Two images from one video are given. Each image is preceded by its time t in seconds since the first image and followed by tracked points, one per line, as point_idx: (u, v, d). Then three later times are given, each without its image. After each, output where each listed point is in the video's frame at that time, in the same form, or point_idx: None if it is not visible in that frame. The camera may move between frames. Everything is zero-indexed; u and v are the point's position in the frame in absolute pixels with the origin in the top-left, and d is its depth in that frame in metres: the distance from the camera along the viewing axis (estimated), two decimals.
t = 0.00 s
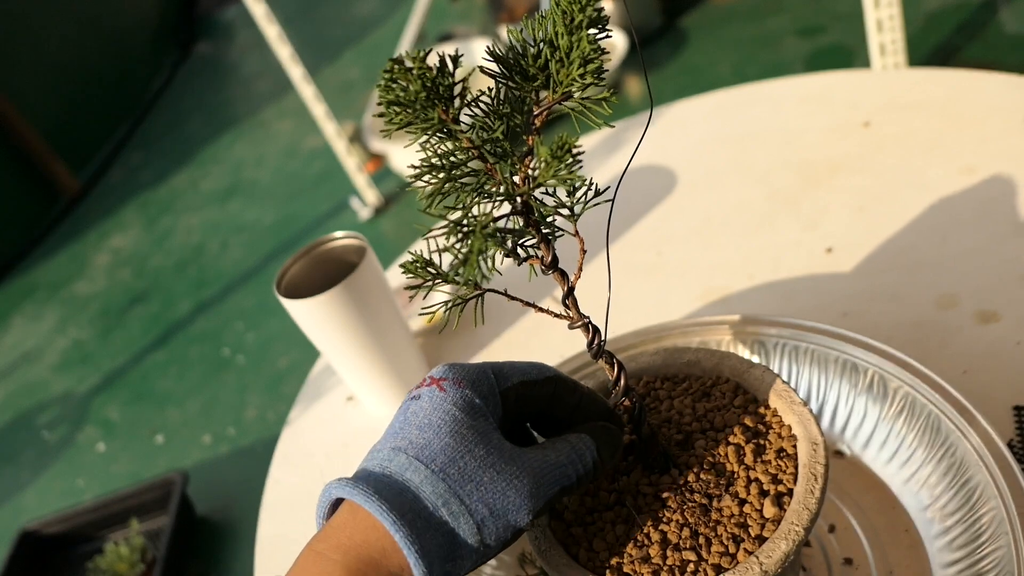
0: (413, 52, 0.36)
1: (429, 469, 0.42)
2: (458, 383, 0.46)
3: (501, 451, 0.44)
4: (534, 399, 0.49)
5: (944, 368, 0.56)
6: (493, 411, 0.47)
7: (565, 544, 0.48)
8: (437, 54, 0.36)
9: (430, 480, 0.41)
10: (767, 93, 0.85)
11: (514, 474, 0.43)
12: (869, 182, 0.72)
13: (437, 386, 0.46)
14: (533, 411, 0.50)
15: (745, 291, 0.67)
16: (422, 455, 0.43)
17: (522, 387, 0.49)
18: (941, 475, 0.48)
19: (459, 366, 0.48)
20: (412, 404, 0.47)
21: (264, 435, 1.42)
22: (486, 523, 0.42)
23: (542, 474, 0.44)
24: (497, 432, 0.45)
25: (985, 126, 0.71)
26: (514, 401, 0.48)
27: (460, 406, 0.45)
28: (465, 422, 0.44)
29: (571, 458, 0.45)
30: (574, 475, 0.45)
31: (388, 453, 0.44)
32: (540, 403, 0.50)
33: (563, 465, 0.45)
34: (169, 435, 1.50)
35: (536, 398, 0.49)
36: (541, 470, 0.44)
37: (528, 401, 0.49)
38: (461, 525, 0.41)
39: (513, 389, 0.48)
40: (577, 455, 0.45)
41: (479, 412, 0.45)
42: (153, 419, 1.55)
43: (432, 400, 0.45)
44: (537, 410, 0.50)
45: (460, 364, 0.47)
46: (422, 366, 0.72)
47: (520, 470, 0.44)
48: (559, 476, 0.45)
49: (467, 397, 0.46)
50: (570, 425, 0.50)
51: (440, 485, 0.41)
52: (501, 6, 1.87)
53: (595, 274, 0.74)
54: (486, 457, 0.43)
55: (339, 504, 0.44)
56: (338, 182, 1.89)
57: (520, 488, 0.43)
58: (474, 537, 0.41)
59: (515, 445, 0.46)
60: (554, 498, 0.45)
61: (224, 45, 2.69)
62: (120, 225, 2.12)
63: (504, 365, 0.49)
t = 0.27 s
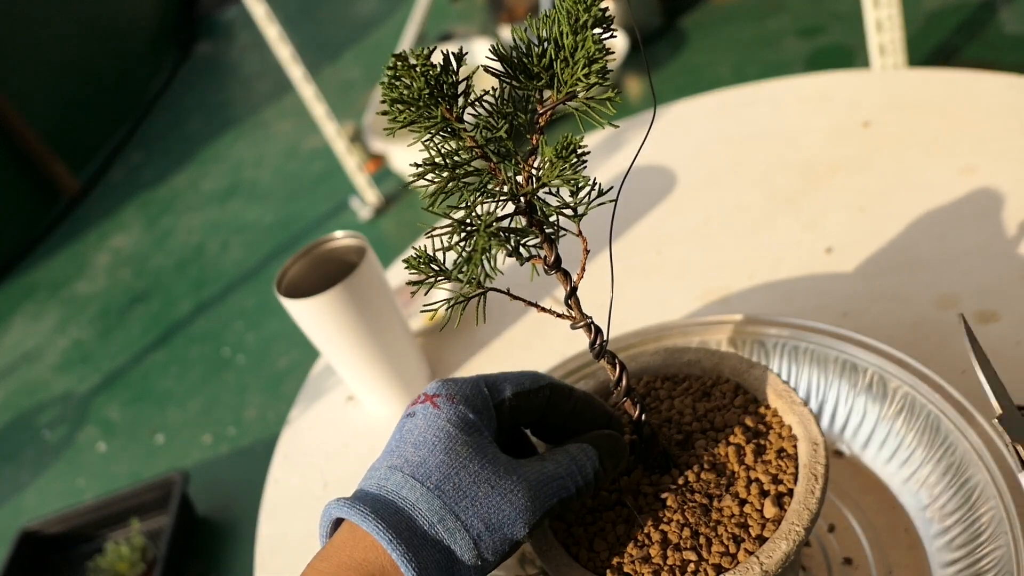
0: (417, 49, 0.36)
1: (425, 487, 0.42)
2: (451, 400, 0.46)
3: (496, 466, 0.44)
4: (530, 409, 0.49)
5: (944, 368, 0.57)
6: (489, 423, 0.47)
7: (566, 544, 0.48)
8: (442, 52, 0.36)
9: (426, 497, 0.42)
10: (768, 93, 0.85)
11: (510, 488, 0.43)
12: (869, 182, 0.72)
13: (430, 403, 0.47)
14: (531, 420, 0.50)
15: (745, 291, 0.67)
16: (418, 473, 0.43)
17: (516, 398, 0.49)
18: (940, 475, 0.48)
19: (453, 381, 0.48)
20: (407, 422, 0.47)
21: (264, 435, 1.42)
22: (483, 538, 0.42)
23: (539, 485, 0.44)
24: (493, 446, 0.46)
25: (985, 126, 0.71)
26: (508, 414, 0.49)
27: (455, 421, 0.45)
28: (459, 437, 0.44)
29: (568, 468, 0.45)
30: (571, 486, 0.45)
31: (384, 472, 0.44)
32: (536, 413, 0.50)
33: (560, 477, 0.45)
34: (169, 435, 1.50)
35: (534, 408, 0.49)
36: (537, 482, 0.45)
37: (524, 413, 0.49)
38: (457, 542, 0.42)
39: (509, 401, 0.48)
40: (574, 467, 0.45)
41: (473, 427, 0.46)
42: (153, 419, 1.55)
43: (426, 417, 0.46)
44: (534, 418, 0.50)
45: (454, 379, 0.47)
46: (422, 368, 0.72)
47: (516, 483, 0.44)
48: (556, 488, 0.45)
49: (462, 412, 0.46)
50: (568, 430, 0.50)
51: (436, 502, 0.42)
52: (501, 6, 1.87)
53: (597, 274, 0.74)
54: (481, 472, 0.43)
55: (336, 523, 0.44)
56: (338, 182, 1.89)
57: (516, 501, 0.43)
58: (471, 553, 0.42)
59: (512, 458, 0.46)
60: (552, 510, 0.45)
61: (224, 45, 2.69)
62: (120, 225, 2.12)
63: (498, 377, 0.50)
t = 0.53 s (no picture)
0: (416, 51, 0.36)
1: (430, 496, 0.43)
2: (450, 410, 0.47)
3: (499, 471, 0.45)
4: (527, 416, 0.49)
5: (944, 368, 0.57)
6: (488, 432, 0.48)
7: (566, 543, 0.48)
8: (441, 53, 0.36)
9: (432, 507, 0.43)
10: (768, 93, 0.85)
11: (514, 490, 0.44)
12: (869, 182, 0.72)
13: (430, 415, 0.47)
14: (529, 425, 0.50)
15: (745, 292, 0.67)
16: (423, 485, 0.44)
17: (513, 407, 0.49)
18: (940, 475, 0.48)
19: (450, 393, 0.49)
20: (409, 437, 0.48)
21: (264, 435, 1.42)
22: (492, 542, 0.42)
23: (542, 484, 0.44)
24: (495, 452, 0.46)
25: (985, 126, 0.71)
26: (508, 421, 0.49)
27: (454, 431, 0.46)
28: (459, 445, 0.45)
29: (571, 464, 0.45)
30: (576, 483, 0.45)
31: (391, 488, 0.45)
32: (533, 419, 0.50)
33: (563, 474, 0.45)
34: (169, 435, 1.50)
35: (532, 413, 0.50)
36: (541, 480, 0.44)
37: (518, 421, 0.49)
38: (466, 548, 0.42)
39: (507, 409, 0.49)
40: (571, 465, 0.45)
41: (473, 435, 0.46)
42: (153, 419, 1.55)
43: (427, 430, 0.47)
44: (530, 426, 0.50)
45: (451, 390, 0.48)
46: (422, 370, 0.71)
47: (520, 485, 0.44)
48: (561, 484, 0.45)
49: (460, 421, 0.47)
50: (566, 434, 0.50)
51: (442, 511, 0.42)
52: (501, 6, 1.87)
53: (596, 274, 0.74)
54: (485, 477, 0.44)
55: (349, 543, 0.45)
56: (338, 182, 1.89)
57: (521, 503, 0.43)
58: (482, 558, 0.42)
59: (515, 463, 0.47)
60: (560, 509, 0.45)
61: (224, 45, 2.69)
62: (120, 225, 2.12)
63: (493, 385, 0.50)
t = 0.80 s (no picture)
0: (413, 52, 0.36)
1: (420, 496, 0.43)
2: (441, 412, 0.47)
3: (490, 470, 0.45)
4: (520, 417, 0.49)
5: (944, 368, 0.57)
6: (480, 434, 0.48)
7: (566, 544, 0.48)
8: (438, 55, 0.36)
9: (422, 506, 0.43)
10: (768, 93, 0.85)
11: (504, 488, 0.44)
12: (869, 182, 0.72)
13: (422, 417, 0.48)
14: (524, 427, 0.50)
15: (744, 291, 0.67)
16: (414, 484, 0.44)
17: (504, 408, 0.49)
18: (940, 475, 0.48)
19: (443, 395, 0.49)
20: (403, 439, 0.48)
21: (264, 435, 1.42)
22: (482, 541, 0.42)
23: (532, 483, 0.44)
24: (486, 452, 0.46)
25: (985, 126, 0.71)
26: (501, 423, 0.49)
27: (445, 432, 0.46)
28: (450, 445, 0.45)
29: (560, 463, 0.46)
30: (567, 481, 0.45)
31: (384, 489, 0.45)
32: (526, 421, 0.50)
33: (553, 472, 0.45)
34: (169, 435, 1.50)
35: (526, 415, 0.50)
36: (531, 479, 0.45)
37: (513, 423, 0.50)
38: (457, 546, 0.42)
39: (500, 410, 0.49)
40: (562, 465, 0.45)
41: (464, 435, 0.46)
42: (153, 419, 1.55)
43: (419, 431, 0.47)
44: (524, 428, 0.50)
45: (443, 393, 0.49)
46: (422, 370, 0.71)
47: (511, 483, 0.44)
48: (552, 483, 0.45)
49: (451, 422, 0.47)
50: (564, 435, 0.50)
51: (432, 510, 0.42)
52: (501, 6, 1.87)
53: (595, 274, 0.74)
54: (475, 476, 0.44)
55: (342, 545, 0.45)
56: (339, 182, 1.89)
57: (512, 501, 0.43)
58: (472, 556, 0.42)
59: (508, 463, 0.47)
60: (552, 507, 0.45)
61: (224, 45, 2.69)
62: (121, 225, 2.12)
63: (486, 388, 0.50)
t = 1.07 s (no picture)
0: (412, 53, 0.36)
1: (422, 495, 0.43)
2: (442, 411, 0.47)
3: (491, 469, 0.45)
4: (521, 417, 0.49)
5: (944, 368, 0.57)
6: (481, 433, 0.48)
7: (566, 544, 0.48)
8: (435, 56, 0.36)
9: (424, 505, 0.43)
10: (768, 93, 0.85)
11: (505, 488, 0.44)
12: (868, 182, 0.72)
13: (423, 417, 0.48)
14: (524, 427, 0.50)
15: (744, 291, 0.67)
16: (415, 483, 0.44)
17: (506, 408, 0.49)
18: (940, 475, 0.48)
19: (444, 394, 0.49)
20: (404, 439, 0.48)
21: (264, 435, 1.42)
22: (483, 540, 0.42)
23: (534, 483, 0.45)
24: (487, 452, 0.46)
25: (985, 126, 0.71)
26: (501, 423, 0.49)
27: (447, 431, 0.46)
28: (451, 444, 0.45)
29: (561, 463, 0.46)
30: (568, 481, 0.45)
31: (385, 489, 0.45)
32: (527, 422, 0.50)
33: (554, 472, 0.45)
34: (169, 435, 1.50)
35: (526, 416, 0.49)
36: (532, 479, 0.45)
37: (515, 423, 0.50)
38: (458, 546, 0.42)
39: (500, 411, 0.49)
40: (563, 464, 0.46)
41: (465, 434, 0.46)
42: (153, 419, 1.55)
43: (420, 431, 0.47)
44: (525, 429, 0.51)
45: (444, 392, 0.49)
46: (422, 370, 0.71)
47: (512, 483, 0.44)
48: (553, 482, 0.45)
49: (452, 421, 0.47)
50: (564, 435, 0.50)
51: (434, 509, 0.42)
52: (501, 6, 1.87)
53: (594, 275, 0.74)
54: (476, 475, 0.44)
55: (344, 544, 0.45)
56: (338, 182, 1.89)
57: (512, 501, 0.43)
58: (473, 556, 0.42)
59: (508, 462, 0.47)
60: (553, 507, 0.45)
61: (224, 45, 2.69)
62: (121, 225, 2.12)
63: (487, 388, 0.50)
